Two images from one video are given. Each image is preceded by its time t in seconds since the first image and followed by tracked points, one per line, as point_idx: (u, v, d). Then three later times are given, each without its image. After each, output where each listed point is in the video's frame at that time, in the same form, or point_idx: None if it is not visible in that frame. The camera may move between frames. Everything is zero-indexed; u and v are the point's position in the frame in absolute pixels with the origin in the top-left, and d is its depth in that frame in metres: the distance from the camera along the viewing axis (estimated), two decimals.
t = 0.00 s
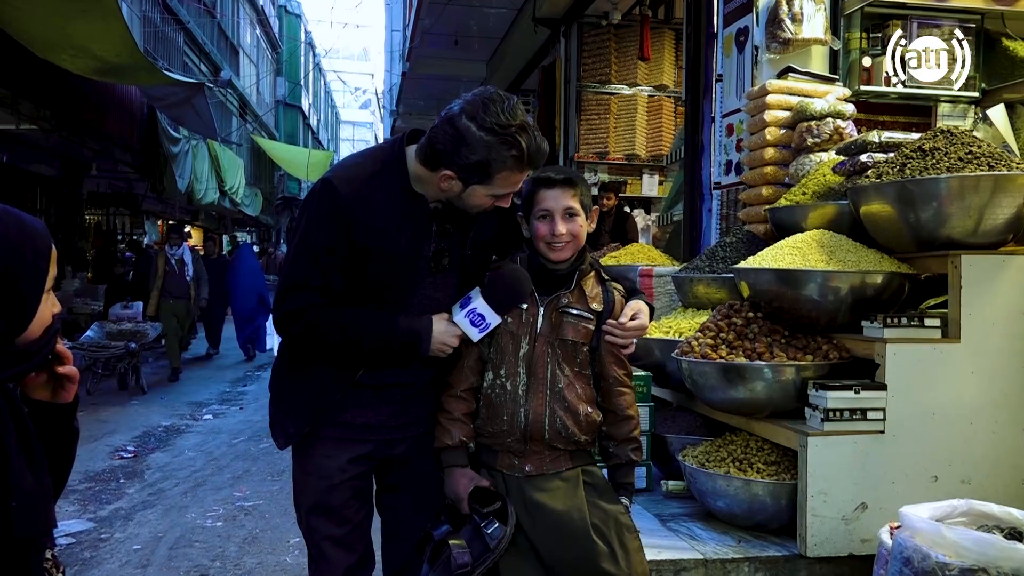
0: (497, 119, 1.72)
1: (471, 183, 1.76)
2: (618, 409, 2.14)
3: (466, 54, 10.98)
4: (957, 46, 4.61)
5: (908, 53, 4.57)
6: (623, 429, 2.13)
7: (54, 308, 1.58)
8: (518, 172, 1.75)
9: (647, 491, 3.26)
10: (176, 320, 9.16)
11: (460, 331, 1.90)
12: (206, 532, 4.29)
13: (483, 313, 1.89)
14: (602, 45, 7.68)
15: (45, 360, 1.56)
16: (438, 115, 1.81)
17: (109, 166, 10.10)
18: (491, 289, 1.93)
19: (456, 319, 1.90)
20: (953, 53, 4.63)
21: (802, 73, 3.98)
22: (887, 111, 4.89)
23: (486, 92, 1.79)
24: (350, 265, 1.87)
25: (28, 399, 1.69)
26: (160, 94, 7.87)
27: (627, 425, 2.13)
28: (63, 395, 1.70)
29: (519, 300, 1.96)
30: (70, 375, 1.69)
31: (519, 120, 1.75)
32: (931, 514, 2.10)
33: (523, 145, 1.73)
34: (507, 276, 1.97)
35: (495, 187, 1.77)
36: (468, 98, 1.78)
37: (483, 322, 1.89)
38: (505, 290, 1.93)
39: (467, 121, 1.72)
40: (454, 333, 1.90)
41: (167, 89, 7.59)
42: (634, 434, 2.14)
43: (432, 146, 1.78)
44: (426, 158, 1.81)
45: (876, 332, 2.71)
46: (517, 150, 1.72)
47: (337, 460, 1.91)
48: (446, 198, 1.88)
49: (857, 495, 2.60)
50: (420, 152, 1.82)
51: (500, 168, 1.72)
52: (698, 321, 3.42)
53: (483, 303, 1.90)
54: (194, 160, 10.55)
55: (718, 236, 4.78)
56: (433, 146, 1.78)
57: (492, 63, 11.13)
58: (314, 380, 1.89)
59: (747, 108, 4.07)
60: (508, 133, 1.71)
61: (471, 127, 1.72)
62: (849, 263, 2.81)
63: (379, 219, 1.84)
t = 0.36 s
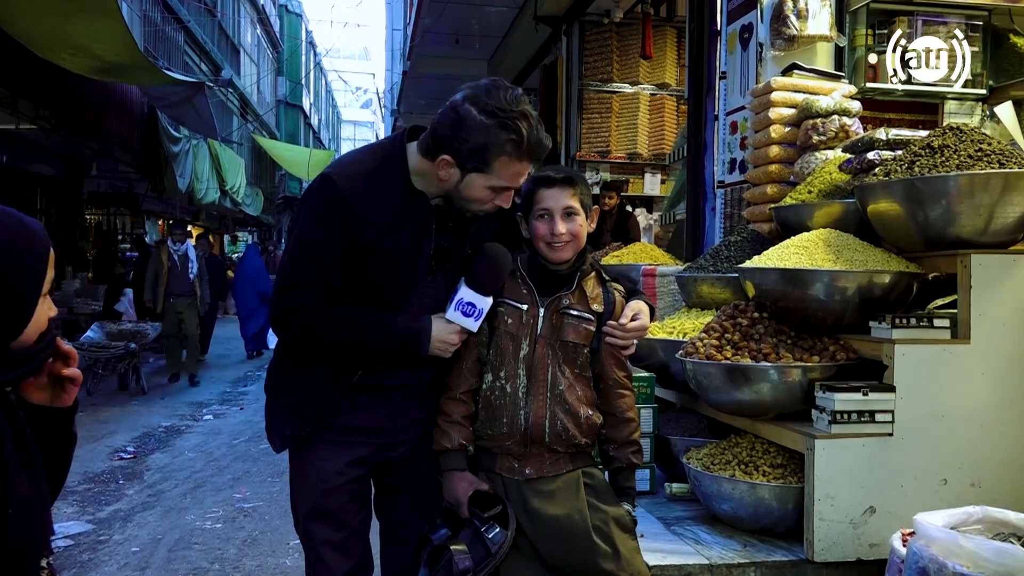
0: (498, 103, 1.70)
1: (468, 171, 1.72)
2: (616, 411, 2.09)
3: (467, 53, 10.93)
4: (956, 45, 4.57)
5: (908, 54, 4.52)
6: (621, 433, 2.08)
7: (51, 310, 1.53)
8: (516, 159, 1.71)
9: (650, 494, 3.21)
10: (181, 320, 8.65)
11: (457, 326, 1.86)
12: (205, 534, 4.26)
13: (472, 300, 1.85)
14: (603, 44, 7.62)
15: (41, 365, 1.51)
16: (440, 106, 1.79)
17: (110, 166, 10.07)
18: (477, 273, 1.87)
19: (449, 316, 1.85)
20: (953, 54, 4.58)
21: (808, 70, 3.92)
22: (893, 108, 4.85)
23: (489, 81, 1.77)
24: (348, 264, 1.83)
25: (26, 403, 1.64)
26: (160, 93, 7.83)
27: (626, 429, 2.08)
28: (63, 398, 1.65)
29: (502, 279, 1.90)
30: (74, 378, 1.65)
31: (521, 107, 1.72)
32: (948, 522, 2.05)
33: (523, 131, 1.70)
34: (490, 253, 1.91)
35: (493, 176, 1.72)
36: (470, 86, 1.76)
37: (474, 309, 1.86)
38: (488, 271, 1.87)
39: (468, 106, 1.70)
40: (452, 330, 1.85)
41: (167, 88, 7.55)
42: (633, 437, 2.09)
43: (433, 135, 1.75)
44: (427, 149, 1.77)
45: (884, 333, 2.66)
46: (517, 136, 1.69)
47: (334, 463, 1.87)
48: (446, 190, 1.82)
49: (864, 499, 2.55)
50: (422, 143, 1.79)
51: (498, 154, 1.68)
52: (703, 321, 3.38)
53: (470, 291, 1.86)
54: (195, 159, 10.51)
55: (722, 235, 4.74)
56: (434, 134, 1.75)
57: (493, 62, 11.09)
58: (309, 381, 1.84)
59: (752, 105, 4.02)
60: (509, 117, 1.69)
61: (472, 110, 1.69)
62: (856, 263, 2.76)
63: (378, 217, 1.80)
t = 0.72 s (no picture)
0: (510, 103, 1.66)
1: (473, 168, 1.67)
2: (621, 406, 2.03)
3: (466, 49, 10.87)
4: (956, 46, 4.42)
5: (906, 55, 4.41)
6: (625, 428, 2.02)
7: (39, 315, 1.51)
8: (523, 161, 1.66)
9: (656, 491, 3.17)
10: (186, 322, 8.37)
11: (454, 328, 1.80)
12: (207, 536, 4.21)
13: (470, 301, 1.79)
14: (603, 37, 7.55)
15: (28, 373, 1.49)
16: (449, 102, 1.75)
17: (109, 167, 10.02)
18: (471, 271, 1.80)
19: (445, 317, 1.79)
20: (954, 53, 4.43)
21: (811, 59, 3.86)
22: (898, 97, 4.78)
23: (502, 81, 1.74)
24: (345, 262, 1.78)
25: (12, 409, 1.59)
26: (158, 93, 7.78)
27: (630, 423, 2.02)
28: (49, 403, 1.61)
29: (497, 277, 1.82)
30: (60, 380, 1.60)
31: (531, 109, 1.69)
32: (965, 521, 2.03)
33: (533, 133, 1.67)
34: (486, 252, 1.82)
35: (497, 177, 1.67)
36: (482, 84, 1.72)
37: (472, 310, 1.79)
38: (483, 270, 1.80)
39: (480, 104, 1.66)
40: (450, 331, 1.80)
41: (164, 88, 7.49)
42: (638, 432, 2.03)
43: (441, 130, 1.70)
44: (433, 146, 1.72)
45: (893, 326, 2.60)
46: (526, 137, 1.65)
47: (330, 467, 1.82)
48: (446, 188, 1.76)
49: (875, 495, 2.50)
50: (428, 139, 1.74)
51: (504, 153, 1.64)
52: (707, 315, 3.32)
53: (467, 291, 1.79)
54: (194, 159, 10.46)
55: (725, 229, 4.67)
56: (441, 130, 1.70)
57: (492, 58, 11.02)
58: (303, 384, 1.79)
59: (754, 96, 3.96)
60: (519, 118, 1.65)
61: (484, 107, 1.65)
62: (864, 254, 2.71)
63: (377, 214, 1.75)
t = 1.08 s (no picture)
0: (517, 99, 1.65)
1: (468, 156, 1.63)
2: (625, 396, 2.00)
3: (464, 44, 10.80)
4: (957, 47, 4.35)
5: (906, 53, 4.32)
6: (630, 417, 2.00)
7: (21, 314, 1.49)
8: (520, 156, 1.62)
9: (661, 488, 3.12)
10: (179, 329, 7.79)
11: (456, 323, 1.75)
12: (208, 537, 4.17)
13: (485, 305, 1.74)
14: (602, 29, 7.46)
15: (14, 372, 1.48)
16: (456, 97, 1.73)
17: (108, 167, 9.98)
18: (490, 278, 1.77)
19: (454, 310, 1.74)
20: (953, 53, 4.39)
21: (813, 47, 3.82)
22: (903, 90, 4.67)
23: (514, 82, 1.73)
24: (339, 258, 1.73)
25: None
26: (155, 92, 7.72)
27: (635, 413, 2.00)
28: (27, 407, 1.56)
29: (521, 293, 1.79)
30: (38, 384, 1.56)
31: (537, 109, 1.66)
32: (982, 519, 1.99)
33: (534, 132, 1.63)
34: (513, 267, 1.81)
35: (490, 170, 1.62)
36: (494, 81, 1.71)
37: (483, 315, 1.73)
38: (509, 284, 1.77)
39: (489, 95, 1.65)
40: (450, 325, 1.75)
41: (161, 86, 7.44)
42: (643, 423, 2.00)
43: (445, 117, 1.68)
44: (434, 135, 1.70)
45: (901, 317, 2.55)
46: (527, 132, 1.62)
47: (326, 468, 1.78)
48: (438, 176, 1.71)
49: (884, 490, 2.45)
50: (432, 128, 1.72)
51: (502, 144, 1.60)
52: (711, 309, 3.27)
53: (486, 295, 1.75)
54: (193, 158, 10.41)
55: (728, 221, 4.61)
56: (445, 118, 1.68)
57: (491, 52, 10.95)
58: (297, 383, 1.74)
59: (756, 86, 3.91)
60: (524, 113, 1.63)
61: (492, 99, 1.64)
62: (870, 245, 2.65)
63: (374, 208, 1.70)
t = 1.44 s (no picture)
0: (512, 82, 1.61)
1: (460, 140, 1.58)
2: (631, 386, 1.98)
3: (466, 39, 10.74)
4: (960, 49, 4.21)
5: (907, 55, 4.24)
6: (638, 406, 1.98)
7: None
8: (513, 140, 1.58)
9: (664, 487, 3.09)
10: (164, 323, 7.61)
11: (452, 318, 1.70)
12: (208, 535, 4.15)
13: (480, 300, 1.69)
14: (605, 22, 7.38)
15: None
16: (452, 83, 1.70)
17: (110, 163, 9.95)
18: (488, 273, 1.73)
19: (449, 306, 1.70)
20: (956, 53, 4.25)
21: (818, 39, 3.75)
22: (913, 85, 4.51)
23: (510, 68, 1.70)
24: (331, 250, 1.69)
25: None
26: (157, 87, 7.69)
27: (644, 402, 1.98)
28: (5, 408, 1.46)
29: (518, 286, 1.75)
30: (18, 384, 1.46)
31: (532, 93, 1.63)
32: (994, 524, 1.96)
33: (529, 116, 1.59)
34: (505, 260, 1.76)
35: (482, 155, 1.58)
36: (490, 66, 1.68)
37: (479, 309, 1.69)
38: (505, 278, 1.73)
39: (483, 78, 1.62)
40: (446, 320, 1.70)
41: (163, 81, 7.40)
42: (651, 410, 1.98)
43: (439, 100, 1.64)
44: (428, 119, 1.66)
45: (908, 314, 2.50)
46: (520, 115, 1.58)
47: (321, 469, 1.74)
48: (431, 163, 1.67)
49: (892, 489, 2.41)
50: (425, 113, 1.68)
51: (494, 128, 1.56)
52: (714, 305, 3.24)
53: (481, 289, 1.71)
54: (196, 153, 10.38)
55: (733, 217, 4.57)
56: (439, 101, 1.64)
57: (494, 47, 10.89)
58: (291, 379, 1.71)
59: (760, 79, 3.86)
60: (518, 97, 1.59)
61: (486, 82, 1.60)
62: (877, 240, 2.61)
63: (366, 198, 1.66)
